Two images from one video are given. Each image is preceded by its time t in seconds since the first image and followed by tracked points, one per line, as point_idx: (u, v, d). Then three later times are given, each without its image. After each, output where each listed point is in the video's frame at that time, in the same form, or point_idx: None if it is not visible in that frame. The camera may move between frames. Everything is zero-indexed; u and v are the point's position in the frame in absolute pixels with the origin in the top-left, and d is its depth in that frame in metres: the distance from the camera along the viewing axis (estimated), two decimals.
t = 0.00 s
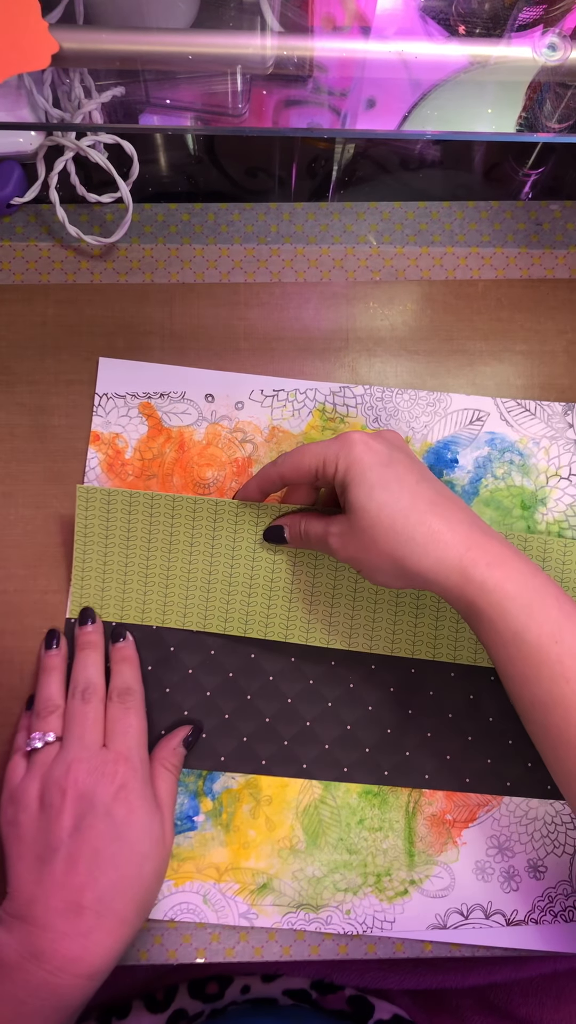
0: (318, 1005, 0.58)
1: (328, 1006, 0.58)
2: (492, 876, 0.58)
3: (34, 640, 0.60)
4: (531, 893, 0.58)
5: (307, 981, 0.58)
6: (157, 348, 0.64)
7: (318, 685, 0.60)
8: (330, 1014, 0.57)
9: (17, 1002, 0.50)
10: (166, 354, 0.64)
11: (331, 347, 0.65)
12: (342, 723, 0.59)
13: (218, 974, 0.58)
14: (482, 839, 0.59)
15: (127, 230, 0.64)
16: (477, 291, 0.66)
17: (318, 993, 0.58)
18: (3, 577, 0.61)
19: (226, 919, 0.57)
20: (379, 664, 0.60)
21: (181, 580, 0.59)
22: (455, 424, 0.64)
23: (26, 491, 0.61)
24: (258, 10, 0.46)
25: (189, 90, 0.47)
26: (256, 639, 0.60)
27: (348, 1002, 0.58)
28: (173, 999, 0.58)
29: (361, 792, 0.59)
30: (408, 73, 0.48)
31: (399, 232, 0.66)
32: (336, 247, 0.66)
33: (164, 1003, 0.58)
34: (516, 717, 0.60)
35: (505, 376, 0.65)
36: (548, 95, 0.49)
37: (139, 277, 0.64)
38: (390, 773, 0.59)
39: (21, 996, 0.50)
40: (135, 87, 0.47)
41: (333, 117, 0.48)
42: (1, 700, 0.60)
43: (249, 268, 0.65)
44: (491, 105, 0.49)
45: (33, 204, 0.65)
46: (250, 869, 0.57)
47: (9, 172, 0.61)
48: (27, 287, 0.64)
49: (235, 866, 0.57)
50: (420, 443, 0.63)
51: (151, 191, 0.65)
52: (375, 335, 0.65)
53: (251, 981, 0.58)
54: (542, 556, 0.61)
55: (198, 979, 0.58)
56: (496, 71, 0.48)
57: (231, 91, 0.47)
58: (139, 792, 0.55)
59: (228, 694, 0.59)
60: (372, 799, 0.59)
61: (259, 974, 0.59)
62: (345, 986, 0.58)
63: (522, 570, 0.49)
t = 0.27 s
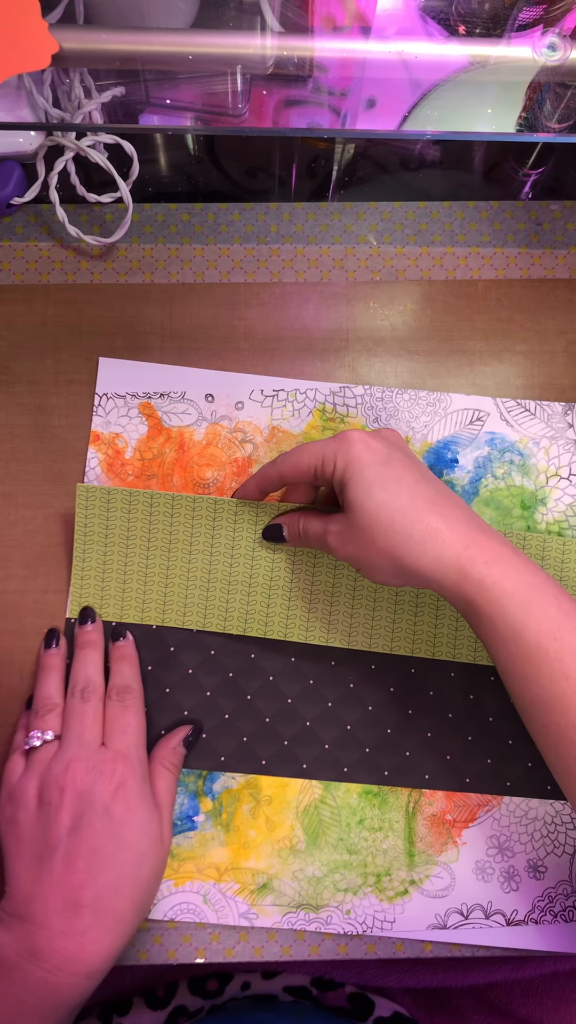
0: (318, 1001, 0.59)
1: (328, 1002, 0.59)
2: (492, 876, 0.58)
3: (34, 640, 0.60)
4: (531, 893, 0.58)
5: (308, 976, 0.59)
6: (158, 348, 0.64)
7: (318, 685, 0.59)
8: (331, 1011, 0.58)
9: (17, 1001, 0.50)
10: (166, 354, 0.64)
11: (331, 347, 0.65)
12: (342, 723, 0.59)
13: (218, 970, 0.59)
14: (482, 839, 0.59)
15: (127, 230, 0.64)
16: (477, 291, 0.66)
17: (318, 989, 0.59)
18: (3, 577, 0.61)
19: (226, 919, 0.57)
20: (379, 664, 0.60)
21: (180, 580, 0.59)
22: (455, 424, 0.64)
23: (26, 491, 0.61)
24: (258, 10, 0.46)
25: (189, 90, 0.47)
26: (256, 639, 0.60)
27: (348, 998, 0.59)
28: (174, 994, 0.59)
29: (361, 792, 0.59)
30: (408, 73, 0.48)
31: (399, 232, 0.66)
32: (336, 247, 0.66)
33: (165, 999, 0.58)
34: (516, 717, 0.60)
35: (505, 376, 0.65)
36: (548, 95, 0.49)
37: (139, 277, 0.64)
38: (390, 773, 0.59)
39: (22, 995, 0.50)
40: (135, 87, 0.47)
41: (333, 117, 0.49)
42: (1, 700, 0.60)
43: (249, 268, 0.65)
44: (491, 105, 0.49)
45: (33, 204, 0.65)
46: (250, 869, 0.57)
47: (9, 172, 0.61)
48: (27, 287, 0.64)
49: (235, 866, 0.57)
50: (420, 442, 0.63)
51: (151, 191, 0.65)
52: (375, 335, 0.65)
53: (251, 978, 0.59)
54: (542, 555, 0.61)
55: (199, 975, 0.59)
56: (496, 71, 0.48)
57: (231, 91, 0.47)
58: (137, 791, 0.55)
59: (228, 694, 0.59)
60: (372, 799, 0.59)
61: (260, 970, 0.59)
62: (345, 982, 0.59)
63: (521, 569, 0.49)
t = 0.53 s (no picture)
0: (318, 1000, 0.59)
1: (328, 1001, 0.59)
2: (492, 876, 0.58)
3: (34, 640, 0.60)
4: (531, 893, 0.58)
5: (307, 975, 0.59)
6: (158, 348, 0.64)
7: (318, 685, 0.60)
8: (331, 1010, 0.58)
9: (17, 1000, 0.50)
10: (166, 354, 0.64)
11: (331, 348, 0.65)
12: (342, 723, 0.59)
13: (218, 970, 0.59)
14: (482, 839, 0.59)
15: (127, 230, 0.64)
16: (477, 291, 0.66)
17: (318, 988, 0.59)
18: (3, 577, 0.61)
19: (226, 919, 0.57)
20: (379, 664, 0.60)
21: (180, 580, 0.59)
22: (455, 424, 0.64)
23: (26, 491, 0.61)
24: (258, 10, 0.46)
25: (189, 90, 0.47)
26: (256, 639, 0.60)
27: (348, 997, 0.59)
28: (173, 994, 0.59)
29: (361, 792, 0.59)
30: (408, 73, 0.48)
31: (399, 232, 0.66)
32: (336, 247, 0.66)
33: (165, 999, 0.59)
34: (516, 718, 0.60)
35: (505, 376, 0.65)
36: (548, 95, 0.49)
37: (139, 277, 0.64)
38: (390, 773, 0.59)
39: (23, 995, 0.50)
40: (135, 87, 0.47)
41: (333, 117, 0.48)
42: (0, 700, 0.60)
43: (249, 268, 0.65)
44: (491, 105, 0.49)
45: (33, 204, 0.65)
46: (250, 869, 0.57)
47: (9, 172, 0.61)
48: (27, 287, 0.64)
49: (235, 866, 0.57)
50: (420, 443, 0.63)
51: (151, 191, 0.65)
52: (375, 335, 0.65)
53: (251, 977, 0.59)
54: (542, 554, 0.61)
55: (198, 975, 0.59)
56: (496, 71, 0.48)
57: (231, 91, 0.47)
58: (136, 789, 0.55)
59: (228, 694, 0.59)
60: (372, 799, 0.59)
61: (260, 969, 0.59)
62: (345, 982, 0.59)
63: (520, 568, 0.49)
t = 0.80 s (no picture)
0: (318, 1000, 0.59)
1: (328, 1001, 0.59)
2: (492, 876, 0.58)
3: (34, 640, 0.60)
4: (531, 893, 0.58)
5: (307, 975, 0.59)
6: (158, 348, 0.64)
7: (318, 685, 0.59)
8: (330, 1009, 0.58)
9: (16, 1000, 0.50)
10: (166, 354, 0.64)
11: (331, 348, 0.65)
12: (342, 723, 0.59)
13: (217, 970, 0.59)
14: (482, 839, 0.59)
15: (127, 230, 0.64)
16: (477, 291, 0.66)
17: (318, 988, 0.59)
18: (3, 577, 0.61)
19: (226, 919, 0.57)
20: (378, 664, 0.60)
21: (179, 580, 0.59)
22: (455, 424, 0.64)
23: (26, 491, 0.61)
24: (258, 10, 0.46)
25: (189, 90, 0.47)
26: (256, 639, 0.60)
27: (347, 997, 0.59)
28: (173, 994, 0.59)
29: (361, 792, 0.59)
30: (408, 73, 0.48)
31: (399, 232, 0.66)
32: (336, 247, 0.66)
33: (164, 999, 0.59)
34: (516, 717, 0.60)
35: (505, 376, 0.65)
36: (548, 95, 0.49)
37: (139, 277, 0.65)
38: (390, 773, 0.59)
39: (23, 995, 0.50)
40: (135, 87, 0.47)
41: (333, 117, 0.49)
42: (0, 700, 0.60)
43: (249, 268, 0.65)
44: (491, 105, 0.49)
45: (33, 204, 0.65)
46: (250, 869, 0.57)
47: (9, 172, 0.61)
48: (27, 287, 0.64)
49: (235, 866, 0.57)
50: (420, 442, 0.63)
51: (151, 191, 0.65)
52: (375, 335, 0.65)
53: (250, 976, 0.59)
54: (542, 554, 0.61)
55: (198, 975, 0.59)
56: (496, 71, 0.48)
57: (231, 91, 0.48)
58: (134, 788, 0.54)
59: (228, 694, 0.59)
60: (372, 799, 0.59)
61: (259, 969, 0.59)
62: (345, 981, 0.59)
63: (519, 568, 0.49)
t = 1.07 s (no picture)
0: (318, 1000, 0.59)
1: (328, 1001, 0.59)
2: (492, 876, 0.58)
3: (34, 640, 0.60)
4: (531, 893, 0.58)
5: (307, 976, 0.59)
6: (158, 348, 0.64)
7: (318, 685, 0.59)
8: (330, 1008, 0.58)
9: (16, 1000, 0.50)
10: (166, 354, 0.64)
11: (331, 347, 0.65)
12: (342, 723, 0.59)
13: (218, 970, 0.59)
14: (482, 839, 0.59)
15: (127, 230, 0.64)
16: (477, 291, 0.66)
17: (318, 988, 0.59)
18: (3, 577, 0.61)
19: (226, 919, 0.57)
20: (378, 664, 0.60)
21: (179, 580, 0.60)
22: (455, 424, 0.64)
23: (26, 491, 0.61)
24: (258, 10, 0.46)
25: (189, 90, 0.47)
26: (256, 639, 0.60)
27: (347, 997, 0.59)
28: (173, 994, 0.59)
29: (361, 792, 0.59)
30: (408, 73, 0.48)
31: (399, 232, 0.66)
32: (336, 247, 0.66)
33: (165, 998, 0.58)
34: (516, 717, 0.60)
35: (505, 376, 0.65)
36: (548, 95, 0.49)
37: (139, 277, 0.64)
38: (390, 773, 0.59)
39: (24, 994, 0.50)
40: (135, 87, 0.47)
41: (333, 117, 0.49)
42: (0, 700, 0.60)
43: (249, 268, 0.65)
44: (491, 105, 0.49)
45: (33, 204, 0.65)
46: (250, 869, 0.57)
47: (9, 172, 0.61)
48: (27, 287, 0.64)
49: (235, 866, 0.57)
50: (420, 442, 0.63)
51: (152, 191, 0.65)
52: (375, 335, 0.65)
53: (251, 976, 0.59)
54: (542, 555, 0.61)
55: (198, 975, 0.59)
56: (496, 71, 0.48)
57: (231, 91, 0.48)
58: (134, 788, 0.55)
59: (228, 694, 0.59)
60: (372, 799, 0.59)
61: (259, 969, 0.59)
62: (345, 981, 0.59)
63: (518, 567, 0.49)
